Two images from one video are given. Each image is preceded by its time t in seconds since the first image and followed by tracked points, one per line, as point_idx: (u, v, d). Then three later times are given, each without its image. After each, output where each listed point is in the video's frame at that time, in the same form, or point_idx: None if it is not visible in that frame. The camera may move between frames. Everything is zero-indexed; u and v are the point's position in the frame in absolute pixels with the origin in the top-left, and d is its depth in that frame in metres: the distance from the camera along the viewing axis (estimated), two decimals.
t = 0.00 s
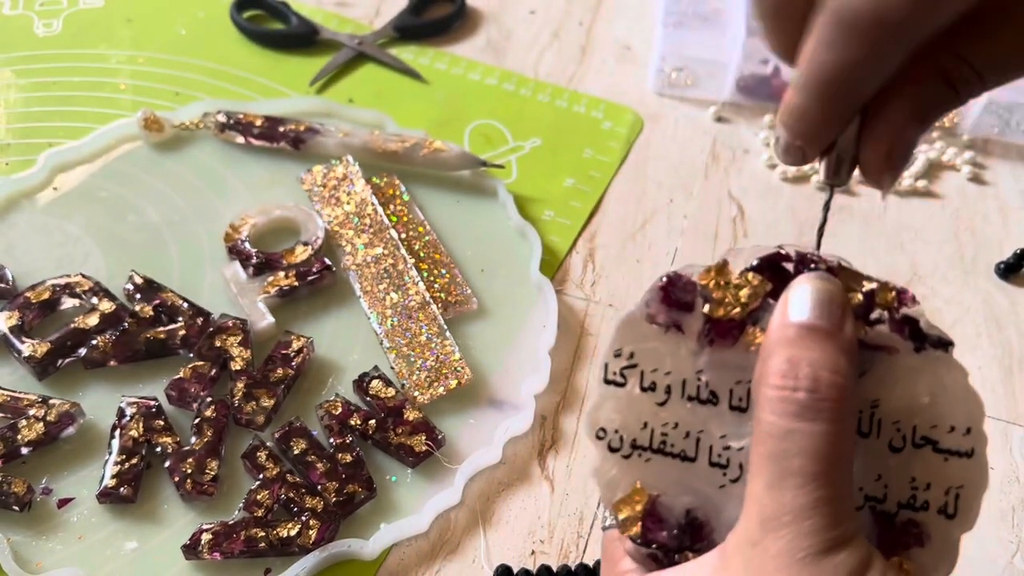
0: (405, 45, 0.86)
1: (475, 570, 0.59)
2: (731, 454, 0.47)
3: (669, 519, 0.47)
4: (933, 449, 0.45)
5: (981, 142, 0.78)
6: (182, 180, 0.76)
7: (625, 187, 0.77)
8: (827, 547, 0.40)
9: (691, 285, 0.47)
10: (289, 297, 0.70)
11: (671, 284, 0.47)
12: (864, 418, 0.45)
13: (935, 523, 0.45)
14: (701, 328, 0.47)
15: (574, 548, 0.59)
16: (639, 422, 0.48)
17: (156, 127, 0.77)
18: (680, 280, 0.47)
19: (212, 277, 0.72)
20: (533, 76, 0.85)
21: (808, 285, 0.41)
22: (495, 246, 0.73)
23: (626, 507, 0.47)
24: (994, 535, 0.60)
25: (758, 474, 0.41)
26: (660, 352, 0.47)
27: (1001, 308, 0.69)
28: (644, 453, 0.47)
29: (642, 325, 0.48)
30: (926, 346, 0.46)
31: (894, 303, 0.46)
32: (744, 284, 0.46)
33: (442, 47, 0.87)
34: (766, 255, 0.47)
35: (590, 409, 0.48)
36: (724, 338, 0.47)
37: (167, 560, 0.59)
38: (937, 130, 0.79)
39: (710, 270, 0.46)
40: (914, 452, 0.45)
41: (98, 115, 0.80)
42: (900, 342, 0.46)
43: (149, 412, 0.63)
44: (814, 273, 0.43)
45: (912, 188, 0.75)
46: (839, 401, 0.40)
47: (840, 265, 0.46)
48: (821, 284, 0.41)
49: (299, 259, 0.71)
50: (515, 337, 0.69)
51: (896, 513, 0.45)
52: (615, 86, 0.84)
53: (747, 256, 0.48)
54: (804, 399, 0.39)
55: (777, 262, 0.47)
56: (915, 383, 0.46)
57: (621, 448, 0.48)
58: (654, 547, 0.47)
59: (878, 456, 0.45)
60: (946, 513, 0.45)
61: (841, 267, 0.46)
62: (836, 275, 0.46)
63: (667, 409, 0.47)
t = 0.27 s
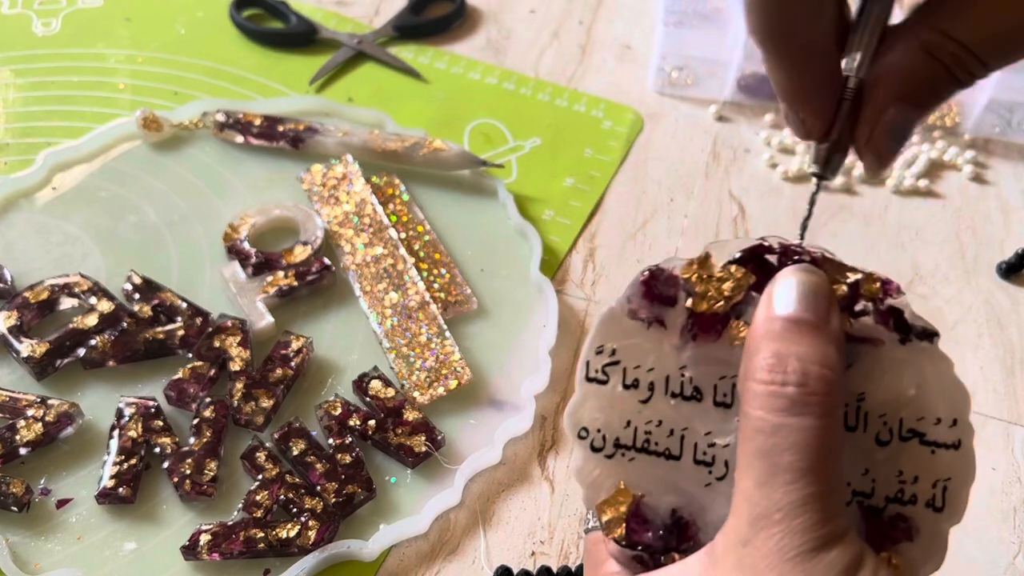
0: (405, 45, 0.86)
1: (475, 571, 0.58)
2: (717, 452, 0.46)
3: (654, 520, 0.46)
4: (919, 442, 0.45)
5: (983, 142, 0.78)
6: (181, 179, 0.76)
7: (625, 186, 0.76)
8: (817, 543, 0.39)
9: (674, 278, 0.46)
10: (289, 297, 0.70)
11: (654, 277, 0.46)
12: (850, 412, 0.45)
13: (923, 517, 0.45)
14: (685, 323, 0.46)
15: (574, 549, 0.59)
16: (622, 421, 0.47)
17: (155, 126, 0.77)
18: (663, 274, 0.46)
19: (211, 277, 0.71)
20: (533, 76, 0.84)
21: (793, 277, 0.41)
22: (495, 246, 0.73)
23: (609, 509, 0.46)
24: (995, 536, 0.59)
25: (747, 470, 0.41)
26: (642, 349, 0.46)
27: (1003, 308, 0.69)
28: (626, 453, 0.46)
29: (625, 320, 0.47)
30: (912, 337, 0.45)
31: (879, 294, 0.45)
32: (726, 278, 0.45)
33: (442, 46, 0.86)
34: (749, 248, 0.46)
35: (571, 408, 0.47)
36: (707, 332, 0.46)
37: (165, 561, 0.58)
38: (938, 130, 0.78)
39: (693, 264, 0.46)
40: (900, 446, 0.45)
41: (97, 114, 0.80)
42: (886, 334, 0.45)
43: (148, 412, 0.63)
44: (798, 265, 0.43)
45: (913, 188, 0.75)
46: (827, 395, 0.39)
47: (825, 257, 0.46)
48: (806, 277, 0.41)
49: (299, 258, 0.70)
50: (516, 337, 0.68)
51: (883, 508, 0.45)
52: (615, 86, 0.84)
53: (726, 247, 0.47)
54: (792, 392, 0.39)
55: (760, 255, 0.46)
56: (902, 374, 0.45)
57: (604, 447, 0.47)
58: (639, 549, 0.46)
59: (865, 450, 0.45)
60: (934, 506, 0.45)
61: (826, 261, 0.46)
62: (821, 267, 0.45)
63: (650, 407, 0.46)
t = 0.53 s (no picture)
0: (406, 46, 0.86)
1: (474, 569, 0.59)
2: (768, 425, 0.47)
3: (698, 485, 0.47)
4: (964, 436, 0.46)
5: (981, 143, 0.78)
6: (183, 180, 0.76)
7: (625, 187, 0.77)
8: (865, 508, 0.39)
9: (743, 257, 0.49)
10: (289, 297, 0.70)
11: (726, 251, 0.49)
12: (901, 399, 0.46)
13: (961, 509, 0.45)
14: (750, 297, 0.49)
15: (574, 548, 0.59)
16: (678, 386, 0.48)
17: (157, 127, 0.77)
18: (733, 251, 0.49)
19: (212, 277, 0.72)
20: (533, 76, 0.85)
21: (859, 263, 0.42)
22: (495, 247, 0.73)
23: (656, 469, 0.47)
24: (992, 534, 0.60)
25: (800, 436, 0.40)
26: (705, 318, 0.49)
27: (1000, 308, 0.69)
28: (679, 416, 0.48)
29: (694, 292, 0.49)
30: (967, 335, 0.47)
31: (939, 292, 0.47)
32: (796, 260, 0.48)
33: (442, 47, 0.87)
34: (818, 236, 0.49)
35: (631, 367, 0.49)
36: (771, 309, 0.48)
37: (167, 559, 0.59)
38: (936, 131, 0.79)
39: (764, 244, 0.49)
40: (946, 438, 0.46)
41: (98, 115, 0.80)
42: (942, 330, 0.47)
43: (149, 412, 0.63)
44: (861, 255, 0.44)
45: (911, 188, 0.76)
46: (886, 371, 0.39)
47: (888, 251, 0.48)
48: (874, 264, 0.42)
49: (300, 259, 0.71)
50: (515, 337, 0.69)
51: (923, 496, 0.45)
52: (615, 86, 0.84)
53: (800, 237, 0.50)
54: (853, 364, 0.39)
55: (829, 242, 0.49)
56: (953, 370, 0.46)
57: (656, 409, 0.48)
58: (680, 510, 0.47)
59: (912, 437, 0.45)
60: (972, 500, 0.45)
61: (892, 256, 0.48)
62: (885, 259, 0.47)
63: (707, 376, 0.48)
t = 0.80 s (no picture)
0: (406, 46, 0.86)
1: (475, 569, 0.59)
2: (725, 455, 0.46)
3: (663, 525, 0.47)
4: (927, 443, 0.45)
5: (981, 143, 0.78)
6: (183, 180, 0.76)
7: (625, 187, 0.77)
8: (827, 539, 0.40)
9: (680, 283, 0.48)
10: (289, 296, 0.70)
11: (660, 282, 0.48)
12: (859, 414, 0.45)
13: (932, 517, 0.45)
14: (693, 327, 0.47)
15: (574, 548, 0.59)
16: (629, 426, 0.47)
17: (157, 127, 0.77)
18: (669, 279, 0.48)
19: (212, 277, 0.72)
20: (533, 77, 0.85)
21: (806, 276, 0.42)
22: (495, 247, 0.73)
23: (620, 514, 0.47)
24: (992, 534, 0.60)
25: (758, 469, 0.41)
26: (649, 352, 0.47)
27: (1000, 307, 0.69)
28: (635, 457, 0.47)
29: (633, 325, 0.48)
30: (918, 338, 0.46)
31: (885, 296, 0.46)
32: (734, 281, 0.47)
33: (442, 48, 0.87)
34: (754, 252, 0.48)
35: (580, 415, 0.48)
36: (716, 336, 0.47)
37: (167, 559, 0.59)
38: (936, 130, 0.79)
39: (701, 268, 0.47)
40: (908, 446, 0.45)
41: (98, 115, 0.80)
42: (892, 335, 0.46)
43: (150, 411, 0.63)
44: (805, 267, 0.43)
45: (911, 189, 0.76)
46: (839, 391, 0.40)
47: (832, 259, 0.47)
48: (821, 277, 0.42)
49: (300, 259, 0.71)
50: (515, 337, 0.69)
51: (891, 509, 0.45)
52: (615, 86, 0.84)
53: (736, 253, 0.48)
54: (806, 389, 0.39)
55: (766, 258, 0.48)
56: (908, 376, 0.46)
57: (611, 453, 0.47)
58: (648, 553, 0.47)
59: (874, 451, 0.45)
60: (942, 507, 0.45)
61: (833, 265, 0.47)
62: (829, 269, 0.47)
63: (659, 411, 0.47)
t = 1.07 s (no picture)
0: (405, 46, 0.86)
1: (475, 569, 0.59)
2: (745, 443, 0.47)
3: (680, 508, 0.47)
4: (943, 440, 0.45)
5: (981, 143, 0.78)
6: (183, 180, 0.76)
7: (625, 187, 0.77)
8: (844, 519, 0.39)
9: (706, 274, 0.47)
10: (289, 297, 0.70)
11: (686, 271, 0.48)
12: (875, 408, 0.45)
13: (946, 513, 0.45)
14: (717, 316, 0.47)
15: (574, 548, 0.59)
16: (653, 409, 0.48)
17: (157, 127, 0.77)
18: (695, 268, 0.48)
19: (212, 277, 0.72)
20: (533, 77, 0.85)
21: (824, 270, 0.42)
22: (495, 247, 0.73)
23: (638, 495, 0.47)
24: (993, 535, 0.60)
25: (774, 450, 0.40)
26: (675, 340, 0.48)
27: (1001, 307, 0.69)
28: (656, 440, 0.47)
29: (659, 313, 0.48)
30: (937, 337, 0.46)
31: (905, 295, 0.46)
32: (759, 274, 0.47)
33: (442, 48, 0.87)
34: (778, 247, 0.47)
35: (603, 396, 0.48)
36: (738, 327, 0.47)
37: (167, 559, 0.59)
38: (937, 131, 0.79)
39: (726, 260, 0.47)
40: (924, 442, 0.45)
41: (98, 115, 0.80)
42: (912, 334, 0.46)
43: (149, 412, 0.63)
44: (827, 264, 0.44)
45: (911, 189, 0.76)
46: (856, 378, 0.40)
47: (853, 255, 0.47)
48: (839, 271, 0.42)
49: (300, 259, 0.71)
50: (515, 337, 0.69)
51: (907, 504, 0.45)
52: (615, 87, 0.84)
53: (760, 247, 0.48)
54: (823, 373, 0.39)
55: (790, 253, 0.47)
56: (926, 372, 0.46)
57: (633, 435, 0.48)
58: (664, 535, 0.47)
59: (890, 445, 0.45)
60: (956, 503, 0.45)
61: (853, 260, 0.46)
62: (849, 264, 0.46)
63: (681, 397, 0.47)
